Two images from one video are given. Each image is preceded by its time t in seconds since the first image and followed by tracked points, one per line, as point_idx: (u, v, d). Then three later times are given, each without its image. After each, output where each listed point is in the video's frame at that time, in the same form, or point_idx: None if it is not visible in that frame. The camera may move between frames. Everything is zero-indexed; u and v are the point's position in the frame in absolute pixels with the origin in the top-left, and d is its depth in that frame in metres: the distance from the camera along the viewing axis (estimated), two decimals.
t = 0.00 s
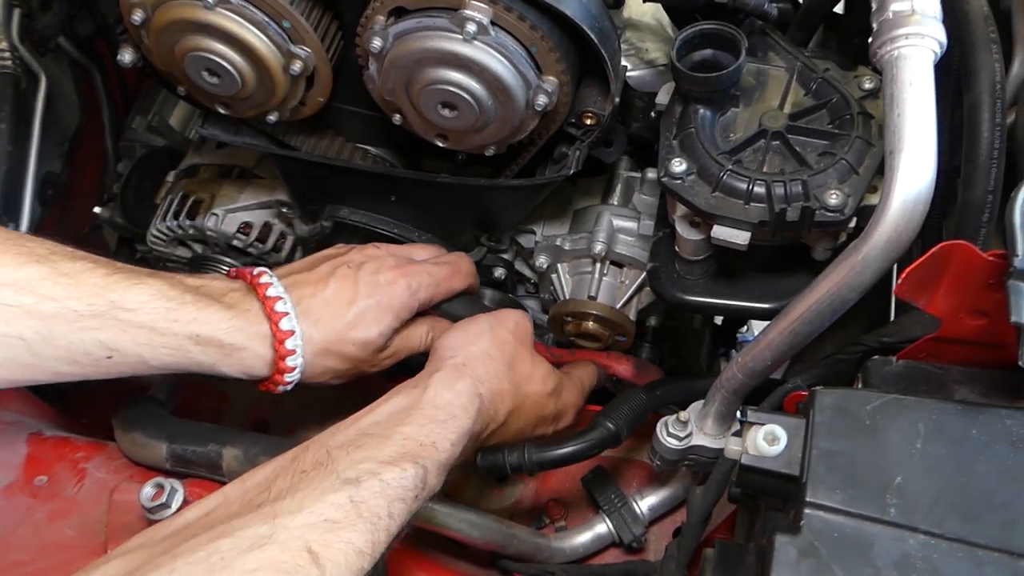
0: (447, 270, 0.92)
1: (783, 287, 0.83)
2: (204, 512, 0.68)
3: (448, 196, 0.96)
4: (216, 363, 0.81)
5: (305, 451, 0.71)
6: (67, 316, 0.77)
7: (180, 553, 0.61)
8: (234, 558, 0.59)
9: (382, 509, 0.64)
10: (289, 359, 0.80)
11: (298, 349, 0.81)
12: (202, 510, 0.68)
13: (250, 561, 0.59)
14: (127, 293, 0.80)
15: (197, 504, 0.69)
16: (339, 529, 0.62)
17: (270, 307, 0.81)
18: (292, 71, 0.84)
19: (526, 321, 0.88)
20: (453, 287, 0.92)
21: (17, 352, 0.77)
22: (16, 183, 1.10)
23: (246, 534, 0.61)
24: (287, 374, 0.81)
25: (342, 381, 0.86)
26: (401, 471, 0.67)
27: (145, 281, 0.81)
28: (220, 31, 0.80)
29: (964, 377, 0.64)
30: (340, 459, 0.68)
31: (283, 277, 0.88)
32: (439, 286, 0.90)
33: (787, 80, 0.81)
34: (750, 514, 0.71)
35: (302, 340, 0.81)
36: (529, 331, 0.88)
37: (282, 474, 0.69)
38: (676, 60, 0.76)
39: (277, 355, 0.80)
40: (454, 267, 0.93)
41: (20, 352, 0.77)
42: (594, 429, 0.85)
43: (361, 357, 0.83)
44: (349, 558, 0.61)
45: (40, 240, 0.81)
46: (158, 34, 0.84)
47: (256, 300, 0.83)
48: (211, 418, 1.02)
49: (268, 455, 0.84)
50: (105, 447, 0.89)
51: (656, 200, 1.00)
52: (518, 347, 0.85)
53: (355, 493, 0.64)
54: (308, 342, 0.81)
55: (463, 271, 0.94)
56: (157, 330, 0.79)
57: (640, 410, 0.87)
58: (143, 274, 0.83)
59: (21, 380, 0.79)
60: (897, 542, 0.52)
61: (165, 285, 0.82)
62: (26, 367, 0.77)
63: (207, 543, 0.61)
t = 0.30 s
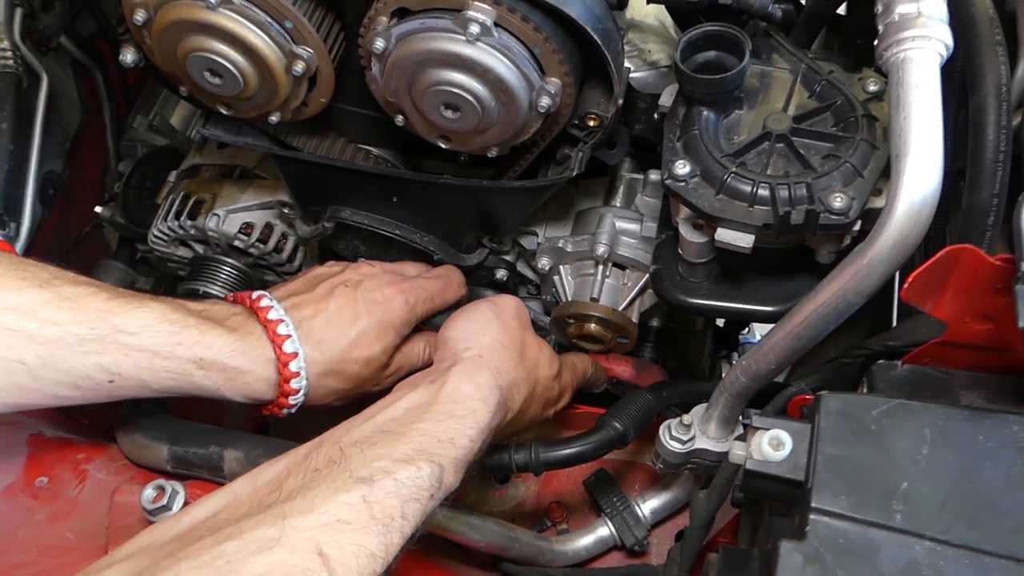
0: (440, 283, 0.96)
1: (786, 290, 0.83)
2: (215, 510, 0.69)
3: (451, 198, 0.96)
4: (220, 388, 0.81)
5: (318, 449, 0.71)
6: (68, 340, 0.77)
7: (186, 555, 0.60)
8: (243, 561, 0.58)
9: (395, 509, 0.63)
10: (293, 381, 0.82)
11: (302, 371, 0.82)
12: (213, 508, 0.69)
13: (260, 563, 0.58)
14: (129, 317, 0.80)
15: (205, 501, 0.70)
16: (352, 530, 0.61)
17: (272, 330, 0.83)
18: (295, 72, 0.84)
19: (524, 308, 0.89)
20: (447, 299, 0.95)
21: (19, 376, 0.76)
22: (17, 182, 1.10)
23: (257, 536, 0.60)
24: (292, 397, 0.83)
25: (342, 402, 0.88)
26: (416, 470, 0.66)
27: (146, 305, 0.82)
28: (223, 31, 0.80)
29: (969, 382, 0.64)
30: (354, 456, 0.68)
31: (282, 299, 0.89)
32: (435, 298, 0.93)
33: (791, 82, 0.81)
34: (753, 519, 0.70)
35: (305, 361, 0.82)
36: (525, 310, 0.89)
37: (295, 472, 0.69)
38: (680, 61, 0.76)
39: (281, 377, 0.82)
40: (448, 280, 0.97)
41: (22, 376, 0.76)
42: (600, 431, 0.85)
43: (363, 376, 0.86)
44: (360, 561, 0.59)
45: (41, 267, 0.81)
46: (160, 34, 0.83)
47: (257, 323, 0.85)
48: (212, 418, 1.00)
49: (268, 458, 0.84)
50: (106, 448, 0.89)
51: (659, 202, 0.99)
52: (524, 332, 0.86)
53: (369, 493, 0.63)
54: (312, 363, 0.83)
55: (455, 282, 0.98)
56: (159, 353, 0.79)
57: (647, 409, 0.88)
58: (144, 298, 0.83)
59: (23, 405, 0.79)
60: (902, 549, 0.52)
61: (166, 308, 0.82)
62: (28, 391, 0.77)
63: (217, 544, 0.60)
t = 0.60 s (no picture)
0: (431, 303, 1.03)
1: (790, 294, 0.83)
2: (220, 496, 0.69)
3: (452, 203, 0.95)
4: (234, 413, 0.88)
5: (324, 433, 0.71)
6: (97, 367, 0.82)
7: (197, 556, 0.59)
8: (252, 551, 0.57)
9: (402, 497, 0.63)
10: (303, 404, 0.88)
11: (311, 394, 0.88)
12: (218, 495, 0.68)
13: (267, 555, 0.57)
14: (151, 343, 0.85)
15: (211, 487, 0.70)
16: (357, 519, 0.60)
17: (281, 356, 0.89)
18: (296, 77, 0.83)
19: (577, 288, 0.87)
20: (438, 319, 1.03)
21: (48, 403, 0.80)
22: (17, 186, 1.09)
23: (264, 526, 0.59)
24: (302, 420, 0.88)
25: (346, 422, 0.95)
26: (423, 458, 0.66)
27: (165, 333, 0.87)
28: (224, 36, 0.80)
29: (974, 389, 0.63)
30: (362, 442, 0.67)
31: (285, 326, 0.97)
32: (427, 318, 1.01)
33: (795, 87, 0.81)
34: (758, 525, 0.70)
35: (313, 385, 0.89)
36: (579, 292, 0.88)
37: (299, 458, 0.69)
38: (683, 66, 0.76)
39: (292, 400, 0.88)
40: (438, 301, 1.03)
41: (50, 403, 0.80)
42: (593, 425, 0.85)
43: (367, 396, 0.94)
44: (367, 549, 0.59)
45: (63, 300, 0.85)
46: (161, 40, 0.83)
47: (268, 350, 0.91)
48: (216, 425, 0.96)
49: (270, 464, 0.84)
50: (108, 455, 0.88)
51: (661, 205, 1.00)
52: (556, 320, 0.86)
53: (376, 481, 0.63)
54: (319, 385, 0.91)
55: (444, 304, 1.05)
56: (179, 378, 0.85)
57: (641, 409, 0.87)
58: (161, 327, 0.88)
59: (47, 434, 0.82)
60: (909, 557, 0.51)
61: (184, 337, 0.88)
62: (54, 419, 0.81)
63: (224, 534, 0.59)
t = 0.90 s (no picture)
0: (419, 295, 1.01)
1: (794, 295, 0.82)
2: (269, 497, 0.68)
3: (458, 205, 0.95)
4: (232, 407, 0.87)
5: (372, 437, 0.71)
6: (95, 358, 0.83)
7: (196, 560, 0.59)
8: (303, 558, 0.59)
9: (446, 513, 0.63)
10: (293, 397, 0.88)
11: (301, 386, 0.88)
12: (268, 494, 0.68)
13: (318, 563, 0.58)
14: (146, 336, 0.86)
15: (258, 485, 0.70)
16: (403, 532, 0.61)
17: (267, 352, 0.89)
18: (297, 77, 0.83)
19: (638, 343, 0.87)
20: (427, 310, 1.00)
21: (50, 397, 0.81)
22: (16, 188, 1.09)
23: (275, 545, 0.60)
24: (295, 413, 0.89)
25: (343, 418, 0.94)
26: (469, 474, 0.66)
27: (159, 328, 0.88)
28: (224, 37, 0.79)
29: (980, 391, 0.63)
30: (411, 450, 0.67)
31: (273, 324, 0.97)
32: (415, 309, 0.98)
33: (799, 86, 0.80)
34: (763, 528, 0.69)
35: (302, 378, 0.89)
36: (639, 349, 0.87)
37: (350, 460, 0.69)
38: (686, 65, 0.75)
39: (282, 394, 0.88)
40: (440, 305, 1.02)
41: (52, 397, 0.81)
42: (599, 430, 0.84)
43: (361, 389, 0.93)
44: (410, 564, 0.60)
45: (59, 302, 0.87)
46: (161, 40, 0.83)
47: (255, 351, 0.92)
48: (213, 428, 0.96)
49: (271, 467, 0.84)
50: (108, 457, 0.88)
51: (664, 206, 0.99)
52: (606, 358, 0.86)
53: (422, 494, 0.63)
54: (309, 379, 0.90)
55: (433, 296, 1.02)
56: (175, 368, 0.85)
57: (647, 413, 0.87)
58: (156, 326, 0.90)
59: (50, 431, 0.82)
60: (917, 561, 0.51)
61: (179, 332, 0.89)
62: (54, 414, 0.81)
63: (277, 538, 0.61)
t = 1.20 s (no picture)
0: (430, 301, 0.97)
1: (799, 297, 0.82)
2: (280, 483, 0.67)
3: (460, 203, 0.95)
4: (227, 406, 0.87)
5: (377, 426, 0.69)
6: (96, 355, 0.83)
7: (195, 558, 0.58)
8: (317, 536, 0.58)
9: (452, 495, 0.63)
10: (286, 397, 0.88)
11: (294, 387, 0.88)
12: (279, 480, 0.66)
13: (332, 540, 0.58)
14: (146, 334, 0.87)
15: (270, 474, 0.68)
16: (411, 511, 0.61)
17: (262, 350, 0.89)
18: (300, 73, 0.82)
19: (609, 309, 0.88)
20: (435, 318, 0.97)
21: (51, 394, 0.81)
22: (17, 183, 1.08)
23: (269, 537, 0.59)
24: (287, 413, 0.88)
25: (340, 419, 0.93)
26: (473, 458, 0.66)
27: (159, 327, 0.89)
28: (227, 31, 0.79)
29: (988, 395, 0.62)
30: (415, 437, 0.67)
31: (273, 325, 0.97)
32: (421, 317, 0.96)
33: (805, 87, 0.80)
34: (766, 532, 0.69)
35: (296, 379, 0.88)
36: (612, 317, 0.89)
37: (357, 447, 0.67)
38: (693, 64, 0.75)
39: (275, 394, 0.88)
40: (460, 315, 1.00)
41: (53, 394, 0.81)
42: (601, 430, 0.83)
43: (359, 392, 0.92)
44: (419, 541, 0.60)
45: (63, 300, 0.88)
46: (163, 35, 0.82)
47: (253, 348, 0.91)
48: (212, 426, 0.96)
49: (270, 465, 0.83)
50: (107, 454, 0.87)
51: (668, 206, 0.99)
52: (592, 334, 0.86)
53: (429, 476, 0.63)
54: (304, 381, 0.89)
55: (446, 303, 0.99)
56: (174, 365, 0.86)
57: (649, 411, 0.86)
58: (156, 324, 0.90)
59: (52, 430, 0.82)
60: (923, 566, 0.50)
61: (179, 333, 0.89)
62: (56, 411, 0.81)
63: (291, 518, 0.60)
